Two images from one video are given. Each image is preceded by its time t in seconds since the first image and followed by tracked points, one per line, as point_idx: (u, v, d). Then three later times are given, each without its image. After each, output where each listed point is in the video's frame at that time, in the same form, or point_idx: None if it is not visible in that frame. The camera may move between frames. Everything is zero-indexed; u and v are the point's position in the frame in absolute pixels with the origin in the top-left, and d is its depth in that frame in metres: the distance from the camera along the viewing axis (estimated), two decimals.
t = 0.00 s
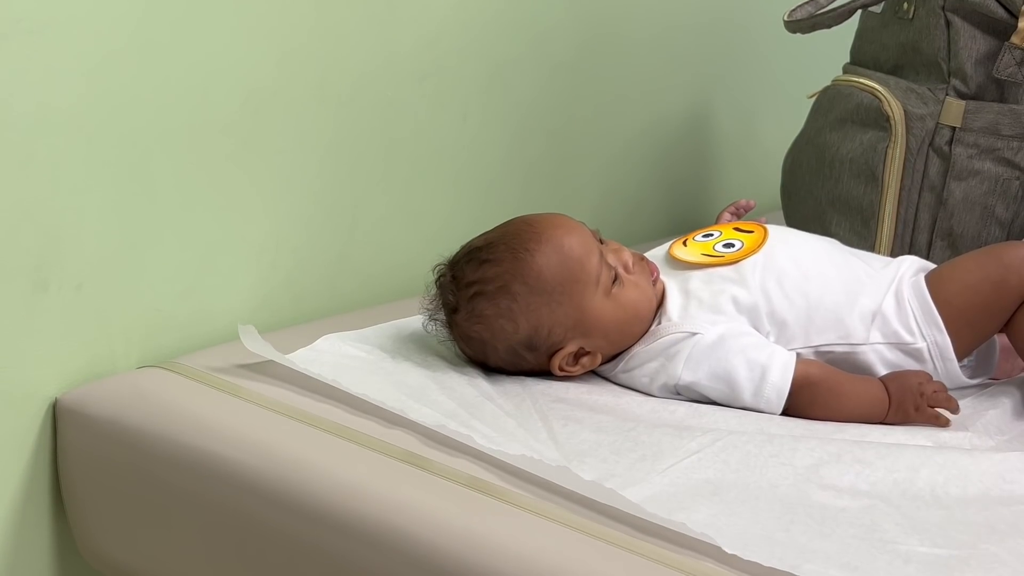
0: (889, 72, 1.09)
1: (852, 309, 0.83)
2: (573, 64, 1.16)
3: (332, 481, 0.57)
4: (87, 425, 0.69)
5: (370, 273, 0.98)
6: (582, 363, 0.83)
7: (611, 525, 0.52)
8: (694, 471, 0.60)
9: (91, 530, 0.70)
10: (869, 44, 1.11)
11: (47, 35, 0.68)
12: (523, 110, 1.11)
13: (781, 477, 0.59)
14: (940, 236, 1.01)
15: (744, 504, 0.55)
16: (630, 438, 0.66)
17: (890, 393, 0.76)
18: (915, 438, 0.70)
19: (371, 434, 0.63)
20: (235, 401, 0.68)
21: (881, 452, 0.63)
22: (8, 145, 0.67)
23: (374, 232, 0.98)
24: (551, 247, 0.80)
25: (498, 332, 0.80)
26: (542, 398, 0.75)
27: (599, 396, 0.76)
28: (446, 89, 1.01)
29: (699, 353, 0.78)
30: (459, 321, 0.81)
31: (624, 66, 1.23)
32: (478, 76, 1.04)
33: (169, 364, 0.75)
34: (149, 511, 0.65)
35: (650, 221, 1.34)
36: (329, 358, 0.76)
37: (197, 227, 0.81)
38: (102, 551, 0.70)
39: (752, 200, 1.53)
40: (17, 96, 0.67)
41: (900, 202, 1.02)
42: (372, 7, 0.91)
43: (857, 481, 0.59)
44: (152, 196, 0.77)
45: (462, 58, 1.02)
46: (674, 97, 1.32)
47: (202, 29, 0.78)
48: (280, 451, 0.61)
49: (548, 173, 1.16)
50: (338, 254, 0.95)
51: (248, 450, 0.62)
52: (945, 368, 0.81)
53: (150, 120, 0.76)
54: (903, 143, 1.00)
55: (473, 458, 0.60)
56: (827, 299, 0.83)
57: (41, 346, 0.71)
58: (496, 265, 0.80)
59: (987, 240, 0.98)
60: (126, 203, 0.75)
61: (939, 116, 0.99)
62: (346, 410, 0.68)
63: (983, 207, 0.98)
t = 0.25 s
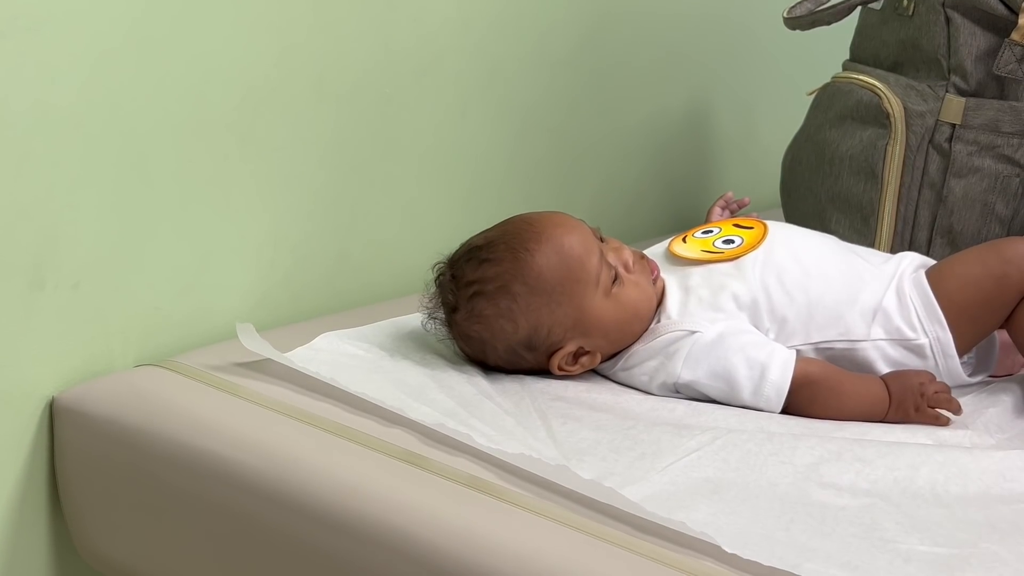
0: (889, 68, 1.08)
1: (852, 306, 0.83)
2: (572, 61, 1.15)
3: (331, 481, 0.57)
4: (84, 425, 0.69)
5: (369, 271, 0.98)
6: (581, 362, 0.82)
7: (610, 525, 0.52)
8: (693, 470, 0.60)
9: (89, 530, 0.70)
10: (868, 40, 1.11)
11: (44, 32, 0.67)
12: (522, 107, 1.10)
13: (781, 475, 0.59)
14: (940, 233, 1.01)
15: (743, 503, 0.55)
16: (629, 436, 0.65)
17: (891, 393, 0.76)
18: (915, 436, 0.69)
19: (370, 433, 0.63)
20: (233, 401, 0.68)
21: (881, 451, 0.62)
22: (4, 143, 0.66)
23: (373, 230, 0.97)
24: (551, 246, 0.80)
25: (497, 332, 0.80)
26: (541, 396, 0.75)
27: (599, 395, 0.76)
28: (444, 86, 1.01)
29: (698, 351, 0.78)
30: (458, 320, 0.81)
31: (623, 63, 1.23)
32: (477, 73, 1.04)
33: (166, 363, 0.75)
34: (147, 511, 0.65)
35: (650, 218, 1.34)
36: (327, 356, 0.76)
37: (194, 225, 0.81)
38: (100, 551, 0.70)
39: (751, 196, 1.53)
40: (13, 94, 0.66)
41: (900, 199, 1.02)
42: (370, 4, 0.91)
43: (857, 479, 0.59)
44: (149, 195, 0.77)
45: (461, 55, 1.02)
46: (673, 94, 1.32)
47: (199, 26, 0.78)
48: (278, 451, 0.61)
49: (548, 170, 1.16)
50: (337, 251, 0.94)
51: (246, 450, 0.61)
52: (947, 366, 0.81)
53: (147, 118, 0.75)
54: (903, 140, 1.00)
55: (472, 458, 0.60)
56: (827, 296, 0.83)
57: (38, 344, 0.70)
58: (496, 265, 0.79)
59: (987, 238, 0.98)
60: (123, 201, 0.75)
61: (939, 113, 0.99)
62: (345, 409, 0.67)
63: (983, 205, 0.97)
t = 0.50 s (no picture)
0: (887, 66, 1.08)
1: (852, 305, 0.82)
2: (570, 58, 1.15)
3: (327, 479, 0.57)
4: (81, 423, 0.69)
5: (367, 268, 0.98)
6: (578, 358, 0.82)
7: (607, 523, 0.52)
8: (691, 467, 0.60)
9: (86, 529, 0.70)
10: (866, 38, 1.11)
11: (40, 29, 0.67)
12: (520, 104, 1.10)
13: (779, 473, 0.59)
14: (938, 230, 1.01)
15: (741, 500, 0.55)
16: (627, 434, 0.65)
17: (889, 389, 0.76)
18: (913, 434, 0.69)
19: (367, 430, 0.63)
20: (230, 398, 0.68)
21: (880, 448, 0.62)
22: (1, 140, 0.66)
23: (371, 227, 0.97)
24: (547, 241, 0.80)
25: (493, 326, 0.79)
26: (538, 394, 0.75)
27: (597, 392, 0.76)
28: (443, 84, 1.01)
29: (697, 350, 0.78)
30: (454, 316, 0.81)
31: (622, 60, 1.22)
32: (475, 70, 1.04)
33: (163, 360, 0.75)
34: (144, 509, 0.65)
35: (648, 216, 1.34)
36: (325, 354, 0.76)
37: (192, 222, 0.80)
38: (97, 549, 0.70)
39: (749, 194, 1.53)
40: (10, 92, 0.66)
41: (898, 196, 1.02)
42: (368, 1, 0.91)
43: (855, 477, 0.59)
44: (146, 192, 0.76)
45: (459, 52, 1.01)
46: (672, 91, 1.32)
47: (197, 23, 0.77)
48: (275, 449, 0.61)
49: (546, 168, 1.16)
50: (334, 249, 0.94)
51: (243, 448, 0.61)
52: (945, 363, 0.81)
53: (144, 115, 0.75)
54: (900, 137, 1.00)
55: (469, 455, 0.60)
56: (825, 294, 0.83)
57: (35, 342, 0.70)
58: (492, 259, 0.79)
59: (986, 235, 0.98)
60: (120, 199, 0.75)
61: (937, 109, 0.99)
62: (342, 406, 0.67)
63: (981, 202, 0.97)
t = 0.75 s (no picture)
0: (885, 62, 1.08)
1: (848, 301, 0.82)
2: (568, 55, 1.15)
3: (325, 477, 0.57)
4: (78, 421, 0.68)
5: (364, 266, 0.98)
6: (576, 353, 0.82)
7: (605, 520, 0.52)
8: (689, 465, 0.60)
9: (83, 527, 0.70)
10: (865, 34, 1.11)
11: (36, 26, 0.67)
12: (518, 101, 1.10)
13: (777, 470, 0.59)
14: (936, 227, 1.01)
15: (739, 498, 0.55)
16: (625, 431, 0.65)
17: (887, 386, 0.76)
18: (911, 430, 0.69)
19: (365, 428, 0.63)
20: (227, 396, 0.67)
21: (878, 445, 0.62)
22: None
23: (368, 224, 0.97)
24: (543, 236, 0.80)
25: (490, 321, 0.79)
26: (536, 391, 0.75)
27: (595, 389, 0.76)
28: (440, 80, 1.00)
29: (694, 345, 0.78)
30: (452, 311, 0.80)
31: (619, 56, 1.22)
32: (472, 67, 1.03)
33: (160, 358, 0.74)
34: (141, 506, 0.65)
35: (646, 212, 1.33)
36: (322, 351, 0.76)
37: (189, 219, 0.80)
38: (94, 547, 0.70)
39: (747, 191, 1.53)
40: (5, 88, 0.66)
41: (896, 193, 1.02)
42: None
43: (853, 474, 0.59)
44: (143, 189, 0.76)
45: (457, 48, 1.01)
46: (669, 87, 1.32)
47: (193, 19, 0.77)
48: (272, 446, 0.60)
49: (544, 164, 1.15)
50: (332, 246, 0.94)
51: (240, 446, 0.61)
52: (943, 359, 0.81)
53: (141, 111, 0.75)
54: (899, 134, 1.00)
55: (468, 453, 0.60)
56: (823, 291, 0.83)
57: (31, 339, 0.70)
58: (488, 254, 0.79)
59: (983, 231, 0.98)
60: (116, 196, 0.74)
61: (935, 106, 0.99)
62: (339, 404, 0.67)
63: (979, 198, 0.97)
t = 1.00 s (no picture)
0: (884, 59, 1.08)
1: (847, 300, 0.82)
2: (566, 53, 1.14)
3: (321, 476, 0.56)
4: (73, 420, 0.68)
5: (361, 264, 0.97)
6: (572, 348, 0.82)
7: (603, 520, 0.52)
8: (686, 464, 0.59)
9: (77, 527, 0.69)
10: (864, 32, 1.10)
11: (31, 22, 0.66)
12: (516, 98, 1.10)
13: (775, 469, 0.59)
14: (935, 225, 1.01)
15: (737, 497, 0.55)
16: (622, 430, 0.65)
17: (886, 386, 0.75)
18: (911, 430, 0.69)
19: (361, 427, 0.63)
20: (222, 394, 0.67)
21: (877, 444, 0.62)
22: None
23: (365, 222, 0.97)
24: (538, 228, 0.80)
25: (485, 314, 0.79)
26: (533, 389, 0.74)
27: (592, 388, 0.76)
28: (438, 78, 1.00)
29: (692, 344, 0.77)
30: (447, 306, 0.80)
31: (618, 54, 1.22)
32: (470, 64, 1.03)
33: (156, 356, 0.74)
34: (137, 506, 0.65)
35: (644, 211, 1.33)
36: (319, 350, 0.75)
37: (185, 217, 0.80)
38: (90, 547, 0.69)
39: (745, 189, 1.53)
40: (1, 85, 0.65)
41: (895, 191, 1.01)
42: None
43: (852, 473, 0.58)
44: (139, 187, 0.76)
45: (455, 46, 1.01)
46: (668, 85, 1.31)
47: (189, 16, 0.77)
48: (268, 444, 0.60)
49: (542, 163, 1.15)
50: (328, 244, 0.93)
51: (236, 445, 0.61)
52: (942, 358, 0.80)
53: (136, 109, 0.74)
54: (898, 131, 1.00)
55: (464, 452, 0.60)
56: (821, 290, 0.82)
57: (26, 338, 0.70)
58: (483, 247, 0.79)
59: (983, 229, 0.97)
60: (111, 194, 0.74)
61: (934, 103, 0.98)
62: (335, 403, 0.67)
63: (979, 196, 0.97)
